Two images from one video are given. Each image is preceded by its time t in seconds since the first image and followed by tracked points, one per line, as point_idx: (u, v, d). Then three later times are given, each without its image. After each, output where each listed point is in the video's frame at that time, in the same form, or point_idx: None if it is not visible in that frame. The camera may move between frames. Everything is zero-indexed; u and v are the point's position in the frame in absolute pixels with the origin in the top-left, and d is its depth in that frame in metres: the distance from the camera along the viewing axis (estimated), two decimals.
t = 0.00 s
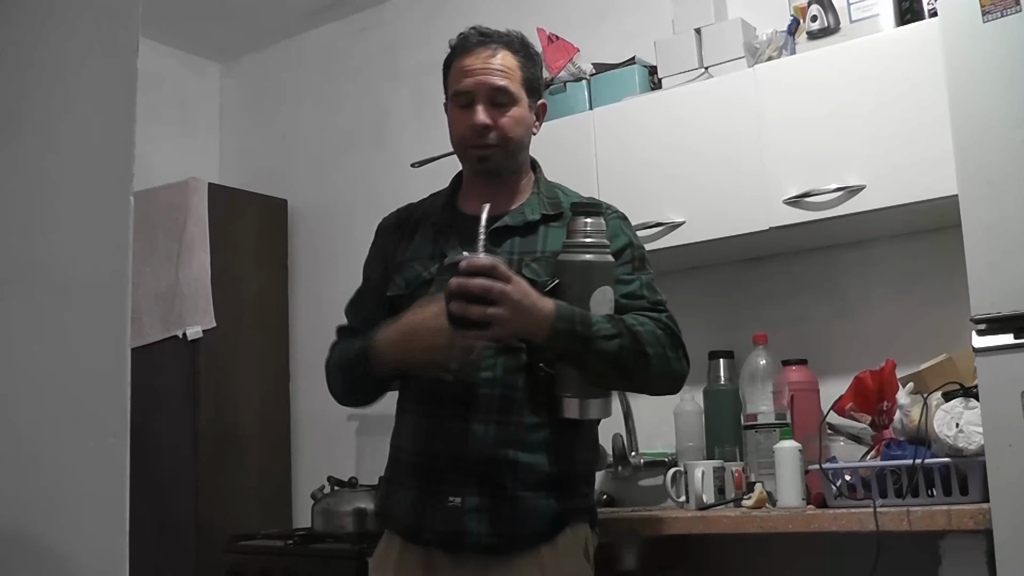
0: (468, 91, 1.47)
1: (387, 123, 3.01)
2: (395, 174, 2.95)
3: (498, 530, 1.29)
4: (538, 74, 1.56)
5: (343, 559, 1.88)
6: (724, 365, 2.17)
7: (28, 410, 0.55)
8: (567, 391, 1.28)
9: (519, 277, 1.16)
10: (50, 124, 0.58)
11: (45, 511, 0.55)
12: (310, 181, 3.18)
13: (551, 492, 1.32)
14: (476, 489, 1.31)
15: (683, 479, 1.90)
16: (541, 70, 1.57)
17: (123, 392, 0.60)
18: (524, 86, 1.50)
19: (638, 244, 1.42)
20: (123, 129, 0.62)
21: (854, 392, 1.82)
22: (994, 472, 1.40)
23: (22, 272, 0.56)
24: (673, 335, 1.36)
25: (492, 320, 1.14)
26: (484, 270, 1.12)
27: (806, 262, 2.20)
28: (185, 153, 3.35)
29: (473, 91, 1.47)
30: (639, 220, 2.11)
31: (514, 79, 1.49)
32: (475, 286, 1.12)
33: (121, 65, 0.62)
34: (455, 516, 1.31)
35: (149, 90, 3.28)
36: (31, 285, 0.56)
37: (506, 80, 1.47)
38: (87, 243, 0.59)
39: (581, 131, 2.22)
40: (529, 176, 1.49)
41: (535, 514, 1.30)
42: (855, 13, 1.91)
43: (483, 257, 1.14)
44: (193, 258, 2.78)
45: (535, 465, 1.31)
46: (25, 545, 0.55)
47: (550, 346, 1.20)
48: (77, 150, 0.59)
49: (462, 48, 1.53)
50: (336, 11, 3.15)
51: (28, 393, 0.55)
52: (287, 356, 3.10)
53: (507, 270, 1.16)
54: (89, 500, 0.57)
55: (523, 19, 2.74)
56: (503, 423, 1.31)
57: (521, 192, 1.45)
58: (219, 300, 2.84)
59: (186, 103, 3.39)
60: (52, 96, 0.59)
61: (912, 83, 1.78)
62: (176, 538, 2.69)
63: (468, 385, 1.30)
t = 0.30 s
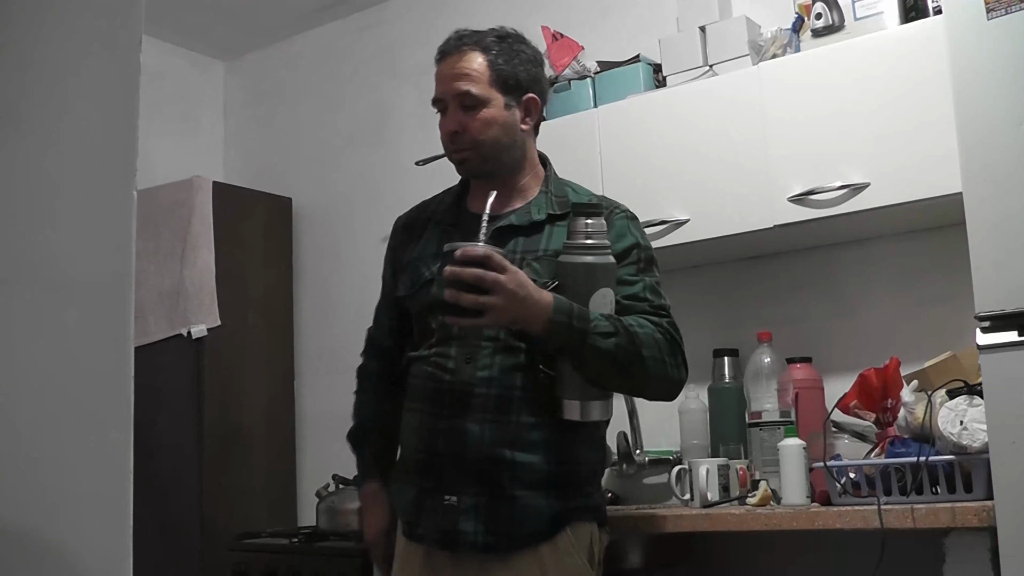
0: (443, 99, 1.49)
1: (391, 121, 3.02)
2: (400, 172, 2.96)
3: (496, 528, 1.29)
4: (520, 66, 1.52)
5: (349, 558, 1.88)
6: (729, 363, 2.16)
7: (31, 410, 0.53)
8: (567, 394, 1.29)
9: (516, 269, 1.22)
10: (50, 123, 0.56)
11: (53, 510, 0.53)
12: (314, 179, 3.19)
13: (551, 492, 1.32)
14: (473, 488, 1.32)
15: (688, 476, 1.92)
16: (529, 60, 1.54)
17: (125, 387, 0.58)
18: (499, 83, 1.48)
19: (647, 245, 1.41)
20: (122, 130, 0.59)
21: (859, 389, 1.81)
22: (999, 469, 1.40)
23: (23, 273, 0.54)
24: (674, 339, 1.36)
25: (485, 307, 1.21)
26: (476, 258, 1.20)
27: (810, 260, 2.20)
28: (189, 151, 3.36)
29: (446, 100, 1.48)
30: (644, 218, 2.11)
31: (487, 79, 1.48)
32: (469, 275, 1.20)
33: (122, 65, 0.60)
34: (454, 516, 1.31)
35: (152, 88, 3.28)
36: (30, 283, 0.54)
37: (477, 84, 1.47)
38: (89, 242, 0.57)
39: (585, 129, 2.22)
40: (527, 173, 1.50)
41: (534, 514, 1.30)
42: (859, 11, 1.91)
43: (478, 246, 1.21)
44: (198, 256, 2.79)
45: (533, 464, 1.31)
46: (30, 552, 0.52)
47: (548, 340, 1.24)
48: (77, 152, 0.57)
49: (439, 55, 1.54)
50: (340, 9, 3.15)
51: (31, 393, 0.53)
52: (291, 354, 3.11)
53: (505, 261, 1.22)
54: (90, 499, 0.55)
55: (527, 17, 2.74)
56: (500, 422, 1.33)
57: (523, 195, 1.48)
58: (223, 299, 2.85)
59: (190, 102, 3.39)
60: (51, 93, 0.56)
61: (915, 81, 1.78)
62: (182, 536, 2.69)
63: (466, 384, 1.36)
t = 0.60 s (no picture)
0: (425, 109, 1.51)
1: (395, 119, 3.02)
2: (404, 170, 2.96)
3: (496, 526, 1.30)
4: (498, 66, 1.52)
5: (352, 556, 1.88)
6: (732, 361, 2.16)
7: (31, 409, 0.54)
8: (565, 391, 1.29)
9: (490, 274, 1.24)
10: (50, 124, 0.56)
11: (55, 506, 0.54)
12: (318, 177, 3.19)
13: (551, 489, 1.32)
14: (473, 487, 1.33)
15: (692, 474, 1.91)
16: (508, 58, 1.54)
17: (128, 384, 0.59)
18: (476, 86, 1.49)
19: (640, 235, 1.40)
20: (125, 133, 0.60)
21: (862, 387, 1.83)
22: (1003, 467, 1.40)
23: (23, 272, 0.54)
24: (666, 331, 1.35)
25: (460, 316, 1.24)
26: (446, 268, 1.24)
27: (814, 259, 2.20)
28: (193, 149, 3.36)
29: (428, 109, 1.51)
30: (648, 216, 2.12)
31: (464, 85, 1.49)
32: (441, 284, 1.24)
33: (122, 66, 0.61)
34: (455, 515, 1.33)
35: (156, 86, 3.29)
36: (31, 283, 0.55)
37: (454, 91, 1.49)
38: (91, 242, 0.57)
39: (589, 127, 2.22)
40: (518, 169, 1.49)
41: (534, 512, 1.30)
42: (864, 9, 1.90)
43: (449, 255, 1.24)
44: (202, 254, 2.80)
45: (532, 461, 1.31)
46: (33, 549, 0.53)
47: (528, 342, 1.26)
48: (79, 153, 0.58)
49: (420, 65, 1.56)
50: (344, 7, 3.16)
51: (32, 391, 0.54)
52: (295, 352, 3.12)
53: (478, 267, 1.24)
54: (94, 496, 0.56)
55: (531, 15, 2.74)
56: (496, 421, 1.33)
57: (517, 194, 1.48)
58: (227, 296, 2.85)
59: (194, 100, 3.40)
60: (51, 94, 0.57)
61: (919, 79, 1.78)
62: (186, 533, 2.70)
63: (462, 383, 1.37)
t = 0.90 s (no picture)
0: (423, 113, 1.51)
1: (400, 117, 3.03)
2: (408, 168, 2.97)
3: (507, 523, 1.30)
4: (494, 67, 1.52)
5: (357, 553, 1.89)
6: (736, 360, 2.18)
7: (42, 400, 0.55)
8: (571, 383, 1.29)
9: (492, 265, 1.24)
10: (60, 116, 0.57)
11: (65, 496, 0.55)
12: (322, 175, 3.20)
13: (563, 482, 1.32)
14: (483, 485, 1.33)
15: (696, 472, 1.91)
16: (504, 59, 1.54)
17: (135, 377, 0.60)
18: (474, 88, 1.49)
19: (639, 226, 1.41)
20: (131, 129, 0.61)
21: (867, 385, 1.81)
22: (1005, 464, 1.41)
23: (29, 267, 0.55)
24: (668, 319, 1.35)
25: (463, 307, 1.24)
26: (448, 259, 1.24)
27: (817, 257, 2.20)
28: (197, 147, 3.37)
29: (427, 113, 1.50)
30: (652, 213, 2.12)
31: (462, 87, 1.49)
32: (444, 276, 1.24)
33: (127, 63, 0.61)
34: (466, 513, 1.33)
35: (161, 84, 3.29)
36: (36, 278, 0.55)
37: (453, 93, 1.48)
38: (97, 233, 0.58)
39: (592, 125, 2.23)
40: (519, 170, 1.51)
41: (545, 506, 1.30)
42: (868, 7, 1.90)
43: (454, 246, 1.25)
44: (206, 252, 2.81)
45: (540, 455, 1.32)
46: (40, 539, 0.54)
47: (534, 334, 1.25)
48: (85, 149, 0.58)
49: (417, 70, 1.55)
50: (349, 6, 3.16)
51: (40, 382, 0.55)
52: (299, 350, 3.13)
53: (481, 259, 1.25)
54: (103, 488, 0.57)
55: (536, 13, 2.74)
56: (505, 416, 1.33)
57: (516, 190, 1.49)
58: (231, 294, 2.86)
59: (198, 98, 3.41)
60: (56, 92, 0.57)
61: (925, 78, 1.78)
62: (191, 531, 2.71)
63: (468, 381, 1.38)
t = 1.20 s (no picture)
0: (434, 109, 1.51)
1: (402, 115, 3.03)
2: (411, 165, 2.97)
3: (522, 517, 1.31)
4: (504, 62, 1.53)
5: (358, 551, 1.89)
6: (738, 357, 2.17)
7: (42, 399, 0.55)
8: (586, 379, 1.30)
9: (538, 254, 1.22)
10: (64, 111, 0.58)
11: (66, 493, 0.55)
12: (325, 173, 3.20)
13: (577, 478, 1.33)
14: (499, 478, 1.33)
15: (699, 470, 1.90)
16: (512, 54, 1.55)
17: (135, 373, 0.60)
18: (486, 83, 1.49)
19: (652, 226, 1.42)
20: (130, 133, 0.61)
21: (869, 384, 1.83)
22: (1008, 463, 1.41)
23: (29, 268, 0.55)
24: (686, 318, 1.37)
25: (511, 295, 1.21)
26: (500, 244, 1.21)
27: (820, 255, 2.20)
28: (200, 145, 3.37)
29: (437, 109, 1.50)
30: (654, 211, 2.12)
31: (473, 83, 1.49)
32: (494, 259, 1.20)
33: (126, 68, 0.62)
34: (480, 507, 1.33)
35: (163, 82, 3.30)
36: (37, 276, 0.56)
37: (464, 89, 1.48)
38: (99, 229, 0.59)
39: (595, 123, 2.22)
40: (529, 165, 1.50)
41: (560, 501, 1.31)
42: (870, 5, 1.90)
43: (502, 233, 1.21)
44: (208, 250, 2.81)
45: (557, 450, 1.33)
46: (42, 537, 0.54)
47: (571, 326, 1.24)
48: (86, 153, 0.59)
49: (425, 64, 1.55)
50: (351, 3, 3.16)
51: (39, 380, 0.55)
52: (302, 347, 3.13)
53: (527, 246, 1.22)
54: (104, 486, 0.57)
55: (538, 11, 2.74)
56: (522, 410, 1.34)
57: (526, 187, 1.47)
58: (233, 292, 2.87)
59: (201, 96, 3.41)
60: (56, 97, 0.58)
61: (929, 77, 1.78)
62: (193, 528, 2.71)
63: (485, 373, 1.37)
